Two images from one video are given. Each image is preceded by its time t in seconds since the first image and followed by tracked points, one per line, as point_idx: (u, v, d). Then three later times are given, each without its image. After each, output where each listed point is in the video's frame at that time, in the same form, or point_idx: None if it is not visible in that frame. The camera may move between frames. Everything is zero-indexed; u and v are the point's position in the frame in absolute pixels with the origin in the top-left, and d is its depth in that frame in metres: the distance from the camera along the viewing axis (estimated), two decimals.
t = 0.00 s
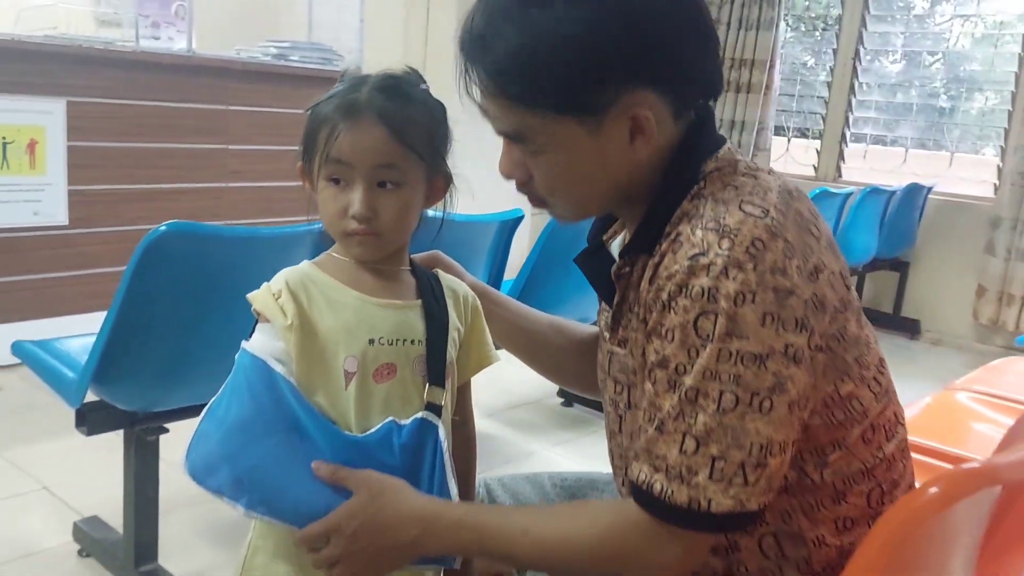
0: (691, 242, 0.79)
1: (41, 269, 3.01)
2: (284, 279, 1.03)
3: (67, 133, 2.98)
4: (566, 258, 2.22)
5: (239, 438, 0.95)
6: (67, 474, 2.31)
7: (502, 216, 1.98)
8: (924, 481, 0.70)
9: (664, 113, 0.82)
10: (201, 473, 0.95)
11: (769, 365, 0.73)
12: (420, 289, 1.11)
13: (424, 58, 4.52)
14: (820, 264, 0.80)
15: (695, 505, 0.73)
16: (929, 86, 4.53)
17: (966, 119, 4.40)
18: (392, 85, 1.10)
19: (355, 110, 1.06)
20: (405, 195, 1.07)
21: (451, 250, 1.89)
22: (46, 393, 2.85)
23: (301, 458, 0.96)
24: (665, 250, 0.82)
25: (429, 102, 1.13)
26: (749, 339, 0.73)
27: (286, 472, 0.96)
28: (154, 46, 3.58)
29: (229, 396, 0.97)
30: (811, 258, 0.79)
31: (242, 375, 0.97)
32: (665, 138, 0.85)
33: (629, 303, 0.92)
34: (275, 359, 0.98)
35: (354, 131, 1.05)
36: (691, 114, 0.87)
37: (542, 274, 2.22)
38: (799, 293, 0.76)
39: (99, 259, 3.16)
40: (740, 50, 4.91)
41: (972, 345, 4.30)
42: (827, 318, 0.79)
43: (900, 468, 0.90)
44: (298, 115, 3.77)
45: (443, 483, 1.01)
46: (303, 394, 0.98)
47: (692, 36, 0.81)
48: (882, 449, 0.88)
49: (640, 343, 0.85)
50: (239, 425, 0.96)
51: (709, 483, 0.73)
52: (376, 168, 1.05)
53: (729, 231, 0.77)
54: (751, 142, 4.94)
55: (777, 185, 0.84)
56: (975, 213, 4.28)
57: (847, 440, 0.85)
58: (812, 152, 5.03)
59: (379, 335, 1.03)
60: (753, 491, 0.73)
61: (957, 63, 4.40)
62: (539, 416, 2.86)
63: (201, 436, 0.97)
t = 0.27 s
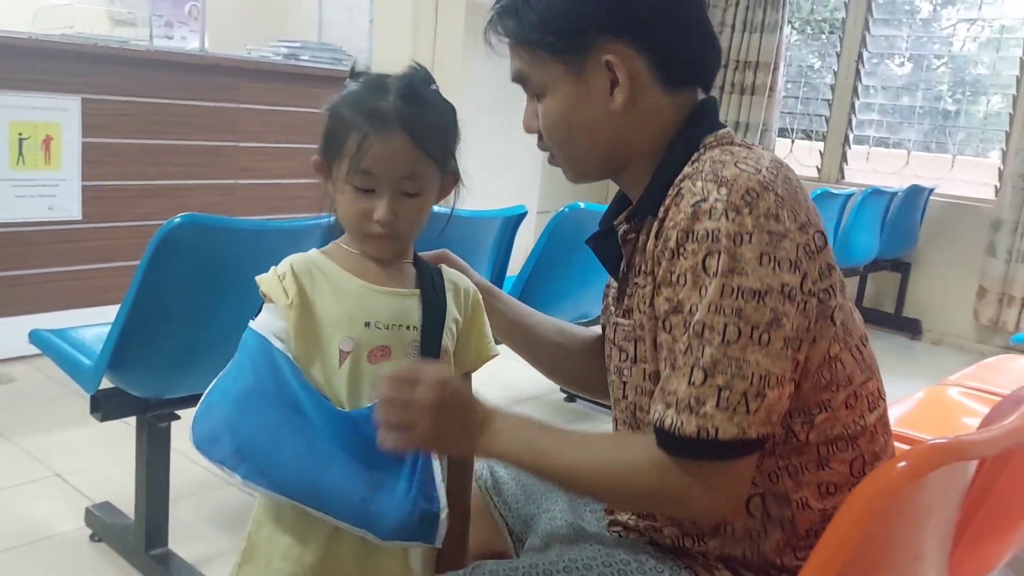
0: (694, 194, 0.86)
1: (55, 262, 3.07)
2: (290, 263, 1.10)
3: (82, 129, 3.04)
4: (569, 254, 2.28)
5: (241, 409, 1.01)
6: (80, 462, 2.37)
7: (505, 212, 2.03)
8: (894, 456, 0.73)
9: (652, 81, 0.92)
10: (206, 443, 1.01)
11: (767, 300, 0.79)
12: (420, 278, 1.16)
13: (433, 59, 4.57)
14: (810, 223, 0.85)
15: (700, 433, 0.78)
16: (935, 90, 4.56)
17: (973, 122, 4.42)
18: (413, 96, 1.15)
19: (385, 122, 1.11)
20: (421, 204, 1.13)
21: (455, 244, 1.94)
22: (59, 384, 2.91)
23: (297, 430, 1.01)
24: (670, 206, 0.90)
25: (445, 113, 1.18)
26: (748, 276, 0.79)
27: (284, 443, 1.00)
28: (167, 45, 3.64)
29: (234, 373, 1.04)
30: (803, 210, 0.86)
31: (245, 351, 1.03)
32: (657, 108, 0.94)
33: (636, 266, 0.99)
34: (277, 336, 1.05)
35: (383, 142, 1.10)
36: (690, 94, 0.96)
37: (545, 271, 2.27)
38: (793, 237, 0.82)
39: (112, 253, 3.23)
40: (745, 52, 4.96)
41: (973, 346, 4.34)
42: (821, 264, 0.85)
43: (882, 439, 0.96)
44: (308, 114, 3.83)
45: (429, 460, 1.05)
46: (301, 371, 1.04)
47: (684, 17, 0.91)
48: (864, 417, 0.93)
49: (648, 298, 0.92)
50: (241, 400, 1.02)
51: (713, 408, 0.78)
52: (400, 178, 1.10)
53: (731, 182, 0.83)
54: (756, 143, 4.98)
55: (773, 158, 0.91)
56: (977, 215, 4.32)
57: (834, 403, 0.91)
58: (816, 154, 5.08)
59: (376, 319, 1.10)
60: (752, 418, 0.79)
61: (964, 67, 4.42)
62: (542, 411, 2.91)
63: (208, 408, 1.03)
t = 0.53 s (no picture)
0: (691, 154, 0.95)
1: (61, 258, 3.11)
2: (288, 258, 1.15)
3: (88, 127, 3.08)
4: (569, 252, 2.31)
5: (237, 397, 1.07)
6: (85, 456, 2.40)
7: (506, 211, 2.06)
8: (872, 446, 0.77)
9: (646, 71, 1.00)
10: (204, 427, 1.07)
11: (752, 246, 0.87)
12: (416, 272, 1.18)
13: (436, 59, 4.60)
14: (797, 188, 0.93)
15: (686, 359, 0.86)
16: (938, 94, 4.58)
17: (975, 125, 4.44)
18: (426, 99, 1.16)
19: (404, 126, 1.12)
20: (432, 204, 1.16)
21: (457, 242, 1.98)
22: (64, 379, 2.95)
23: (288, 419, 1.06)
24: (669, 169, 0.98)
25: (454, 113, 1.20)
26: (735, 221, 0.88)
27: (275, 430, 1.05)
28: (173, 45, 3.68)
29: (230, 366, 1.10)
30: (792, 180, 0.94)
31: (243, 344, 1.10)
32: (652, 97, 1.02)
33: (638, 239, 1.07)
34: (271, 328, 1.11)
35: (403, 146, 1.11)
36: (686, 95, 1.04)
37: (546, 269, 2.31)
38: (780, 195, 0.90)
39: (118, 249, 3.27)
40: (746, 54, 5.00)
41: (972, 347, 4.36)
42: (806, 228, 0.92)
43: (865, 414, 1.01)
44: (312, 113, 3.86)
45: (413, 453, 1.08)
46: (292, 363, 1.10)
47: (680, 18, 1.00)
48: (846, 389, 0.99)
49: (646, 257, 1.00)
50: (237, 388, 1.07)
51: (699, 336, 0.86)
52: (416, 180, 1.12)
53: (724, 147, 0.92)
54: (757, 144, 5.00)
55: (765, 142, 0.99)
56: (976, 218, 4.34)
57: (816, 367, 0.97)
58: (817, 155, 5.11)
59: (366, 313, 1.14)
60: (737, 351, 0.86)
61: (966, 70, 4.44)
62: (542, 408, 2.94)
63: (208, 396, 1.09)
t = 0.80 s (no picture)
0: (645, 139, 0.94)
1: (67, 257, 3.14)
2: (291, 257, 1.19)
3: (95, 128, 3.11)
4: (570, 253, 2.33)
5: (239, 391, 1.11)
6: (90, 454, 2.42)
7: (508, 211, 2.08)
8: (860, 438, 0.79)
9: (627, 76, 1.01)
10: (211, 421, 1.12)
11: (710, 220, 0.88)
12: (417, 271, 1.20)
13: (440, 61, 4.62)
14: (752, 174, 0.94)
15: (651, 323, 0.84)
16: (942, 95, 4.60)
17: (979, 127, 4.46)
18: (437, 103, 1.19)
19: (417, 126, 1.14)
20: (443, 204, 1.18)
21: (459, 242, 2.00)
22: (70, 377, 2.97)
23: (286, 413, 1.09)
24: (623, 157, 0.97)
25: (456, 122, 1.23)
26: (693, 197, 0.88)
27: (273, 423, 1.09)
28: (179, 47, 3.71)
29: (235, 362, 1.14)
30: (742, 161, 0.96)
31: (246, 340, 1.14)
32: (633, 99, 1.02)
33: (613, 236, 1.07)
34: (272, 325, 1.15)
35: (417, 146, 1.13)
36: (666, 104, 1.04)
37: (547, 269, 2.33)
38: (733, 174, 0.91)
39: (124, 249, 3.30)
40: (749, 56, 5.02)
41: (974, 349, 4.37)
42: (758, 206, 0.94)
43: (834, 388, 1.02)
44: (317, 114, 3.89)
45: (406, 446, 1.08)
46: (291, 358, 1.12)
47: (656, 29, 1.02)
48: (815, 364, 1.00)
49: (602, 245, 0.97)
50: (240, 382, 1.11)
51: (662, 301, 0.84)
52: (430, 181, 1.14)
53: (679, 133, 0.93)
54: (760, 146, 5.01)
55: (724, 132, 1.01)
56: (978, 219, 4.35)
57: (780, 342, 0.98)
58: (819, 157, 5.11)
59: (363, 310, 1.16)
60: (697, 317, 0.85)
61: (971, 72, 4.46)
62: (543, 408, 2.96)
63: (214, 391, 1.14)
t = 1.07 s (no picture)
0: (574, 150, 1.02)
1: (71, 265, 3.15)
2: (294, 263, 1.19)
3: (98, 136, 3.12)
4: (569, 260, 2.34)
5: (243, 396, 1.11)
6: (93, 460, 2.43)
7: (508, 219, 2.10)
8: (852, 448, 0.85)
9: (579, 95, 1.08)
10: (213, 426, 1.12)
11: (609, 203, 0.93)
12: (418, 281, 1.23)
13: (442, 68, 4.64)
14: (679, 175, 0.99)
15: (518, 275, 0.89)
16: (943, 102, 4.61)
17: (979, 134, 4.48)
18: (445, 112, 1.21)
19: (428, 135, 1.16)
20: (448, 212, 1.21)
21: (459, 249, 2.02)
22: (72, 384, 2.98)
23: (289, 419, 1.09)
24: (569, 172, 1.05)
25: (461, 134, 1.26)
26: (594, 182, 0.94)
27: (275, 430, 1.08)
28: (182, 55, 3.72)
29: (238, 369, 1.15)
30: (674, 163, 1.00)
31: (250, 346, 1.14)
32: (588, 118, 1.08)
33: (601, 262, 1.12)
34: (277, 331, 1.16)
35: (427, 154, 1.15)
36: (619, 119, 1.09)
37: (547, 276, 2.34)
38: (647, 167, 0.96)
39: (126, 256, 3.31)
40: (749, 64, 5.04)
41: (975, 356, 4.38)
42: (682, 199, 0.98)
43: (798, 374, 1.03)
44: (319, 122, 3.91)
45: (411, 451, 1.11)
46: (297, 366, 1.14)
47: (604, 52, 1.09)
48: (772, 352, 1.02)
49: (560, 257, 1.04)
50: (245, 387, 1.11)
51: (536, 260, 0.89)
52: (438, 189, 1.16)
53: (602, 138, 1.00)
54: (760, 153, 5.02)
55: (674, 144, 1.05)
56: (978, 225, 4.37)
57: (733, 333, 1.00)
58: (820, 164, 5.12)
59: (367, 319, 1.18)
60: (571, 278, 0.89)
61: (971, 79, 4.48)
62: (543, 415, 2.96)
63: (218, 397, 1.14)
